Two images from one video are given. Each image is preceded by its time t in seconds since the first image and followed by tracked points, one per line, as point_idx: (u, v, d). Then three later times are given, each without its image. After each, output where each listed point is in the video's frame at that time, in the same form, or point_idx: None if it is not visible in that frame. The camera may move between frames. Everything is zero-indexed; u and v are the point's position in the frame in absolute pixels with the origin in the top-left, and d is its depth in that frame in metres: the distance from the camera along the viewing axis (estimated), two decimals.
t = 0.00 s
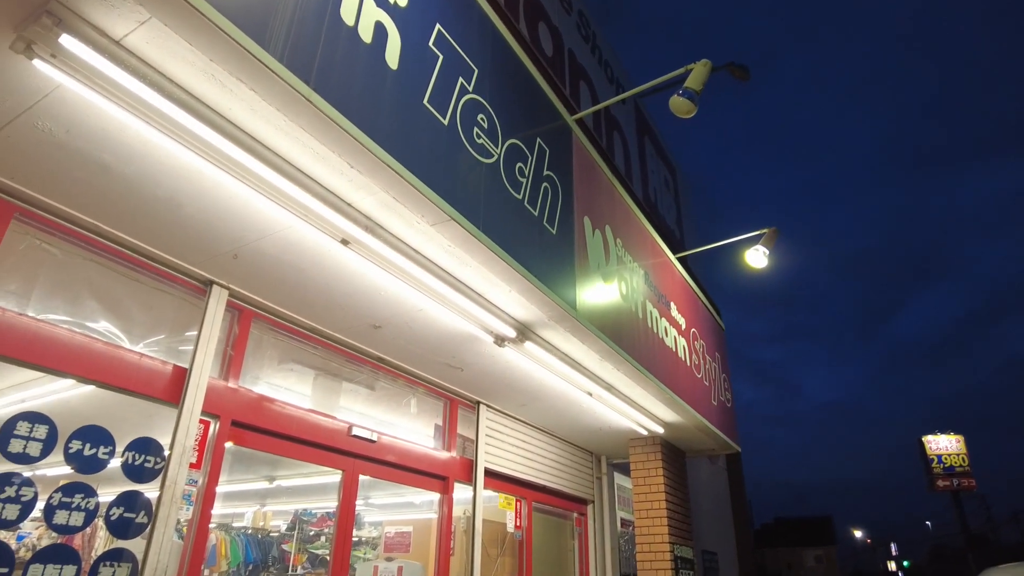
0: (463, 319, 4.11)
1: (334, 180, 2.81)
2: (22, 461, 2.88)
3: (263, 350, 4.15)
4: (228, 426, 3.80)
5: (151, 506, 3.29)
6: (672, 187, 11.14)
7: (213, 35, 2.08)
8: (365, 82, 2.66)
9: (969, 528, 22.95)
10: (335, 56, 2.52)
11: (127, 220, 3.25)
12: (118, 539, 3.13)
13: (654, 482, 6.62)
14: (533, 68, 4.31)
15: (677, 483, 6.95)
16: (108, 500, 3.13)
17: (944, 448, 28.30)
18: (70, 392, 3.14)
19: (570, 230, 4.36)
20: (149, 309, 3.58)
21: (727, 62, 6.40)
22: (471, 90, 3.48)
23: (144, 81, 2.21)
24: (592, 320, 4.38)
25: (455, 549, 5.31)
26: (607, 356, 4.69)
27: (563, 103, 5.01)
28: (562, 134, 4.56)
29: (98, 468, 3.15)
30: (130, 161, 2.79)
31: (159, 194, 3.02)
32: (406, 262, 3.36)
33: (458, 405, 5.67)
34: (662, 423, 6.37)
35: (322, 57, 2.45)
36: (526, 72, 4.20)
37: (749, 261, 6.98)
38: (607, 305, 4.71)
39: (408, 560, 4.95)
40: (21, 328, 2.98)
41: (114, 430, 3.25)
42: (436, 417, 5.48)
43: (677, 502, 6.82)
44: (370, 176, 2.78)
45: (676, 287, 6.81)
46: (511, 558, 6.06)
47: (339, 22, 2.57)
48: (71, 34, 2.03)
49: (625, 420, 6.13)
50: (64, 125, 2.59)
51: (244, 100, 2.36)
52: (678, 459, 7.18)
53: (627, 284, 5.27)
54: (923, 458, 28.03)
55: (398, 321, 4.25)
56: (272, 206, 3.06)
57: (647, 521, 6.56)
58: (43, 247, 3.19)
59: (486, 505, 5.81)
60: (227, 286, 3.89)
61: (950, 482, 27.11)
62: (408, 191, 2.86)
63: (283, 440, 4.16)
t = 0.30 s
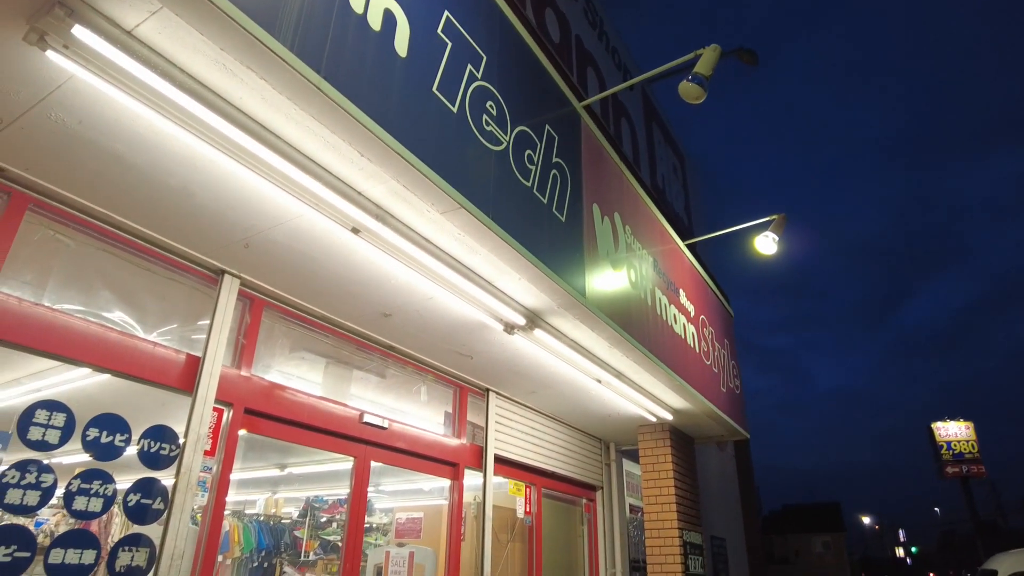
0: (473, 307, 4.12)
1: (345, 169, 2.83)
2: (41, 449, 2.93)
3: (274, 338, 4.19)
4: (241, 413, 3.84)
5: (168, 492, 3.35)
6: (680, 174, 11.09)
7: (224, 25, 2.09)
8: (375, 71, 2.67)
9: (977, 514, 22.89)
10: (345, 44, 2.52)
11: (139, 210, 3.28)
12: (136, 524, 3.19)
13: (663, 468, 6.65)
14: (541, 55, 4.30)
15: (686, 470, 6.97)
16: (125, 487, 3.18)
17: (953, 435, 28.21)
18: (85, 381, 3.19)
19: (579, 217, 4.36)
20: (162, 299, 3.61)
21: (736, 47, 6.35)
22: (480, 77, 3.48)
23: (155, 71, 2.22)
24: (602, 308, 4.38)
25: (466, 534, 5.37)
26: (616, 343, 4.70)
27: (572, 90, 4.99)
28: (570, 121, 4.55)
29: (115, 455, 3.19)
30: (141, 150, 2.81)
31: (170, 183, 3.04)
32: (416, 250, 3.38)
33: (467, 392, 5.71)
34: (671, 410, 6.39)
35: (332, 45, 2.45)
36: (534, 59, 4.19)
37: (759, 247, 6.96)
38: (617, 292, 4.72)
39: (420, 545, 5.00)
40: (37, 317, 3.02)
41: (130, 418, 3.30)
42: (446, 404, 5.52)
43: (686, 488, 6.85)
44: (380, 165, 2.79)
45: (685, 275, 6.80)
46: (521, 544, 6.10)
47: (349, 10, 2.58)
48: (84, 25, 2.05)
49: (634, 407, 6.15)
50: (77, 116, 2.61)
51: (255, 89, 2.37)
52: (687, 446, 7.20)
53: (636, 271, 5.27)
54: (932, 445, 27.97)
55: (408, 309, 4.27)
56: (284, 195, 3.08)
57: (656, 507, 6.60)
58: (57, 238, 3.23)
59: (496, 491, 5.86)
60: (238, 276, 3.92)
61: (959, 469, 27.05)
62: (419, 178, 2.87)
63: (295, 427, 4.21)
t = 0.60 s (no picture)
0: (481, 294, 4.14)
1: (353, 157, 2.83)
2: (58, 436, 2.98)
3: (284, 327, 4.23)
4: (252, 401, 3.88)
5: (181, 479, 3.40)
6: (688, 160, 11.03)
7: (232, 14, 2.09)
8: (382, 58, 2.67)
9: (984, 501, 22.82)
10: (352, 32, 2.52)
11: (150, 200, 3.30)
12: (150, 510, 3.24)
13: (671, 454, 6.67)
14: (548, 41, 4.28)
15: (693, 456, 7.00)
16: (140, 474, 3.24)
17: (961, 421, 28.11)
18: (99, 369, 3.23)
19: (587, 205, 4.36)
20: (173, 288, 3.65)
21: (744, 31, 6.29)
22: (487, 64, 3.47)
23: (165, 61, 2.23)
24: (610, 295, 4.39)
25: (475, 520, 5.43)
26: (624, 330, 4.71)
27: (579, 76, 4.97)
28: (578, 107, 4.54)
29: (129, 443, 3.24)
30: (152, 141, 2.83)
31: (180, 172, 3.06)
32: (424, 238, 3.39)
33: (475, 379, 5.74)
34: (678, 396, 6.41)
35: (340, 33, 2.46)
36: (542, 45, 4.17)
37: (767, 234, 6.93)
38: (624, 279, 4.72)
39: (429, 530, 5.05)
40: (52, 307, 3.06)
41: (143, 406, 3.35)
42: (455, 391, 5.56)
43: (693, 474, 6.88)
44: (388, 153, 2.80)
45: (693, 261, 6.78)
46: (529, 529, 6.15)
47: None
48: (94, 16, 2.05)
49: (642, 393, 6.17)
50: (87, 106, 2.63)
51: (264, 78, 2.38)
52: (694, 433, 7.22)
53: (644, 258, 5.26)
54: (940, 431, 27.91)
55: (417, 297, 4.29)
56: (293, 184, 3.09)
57: (663, 493, 6.64)
58: (69, 228, 3.26)
59: (505, 477, 5.91)
60: (248, 265, 3.95)
61: (966, 455, 26.98)
62: (427, 167, 2.88)
63: (306, 414, 4.25)
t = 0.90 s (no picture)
0: (488, 283, 4.14)
1: (359, 145, 2.84)
2: (71, 424, 3.03)
3: (293, 315, 4.25)
4: (261, 389, 3.92)
5: (192, 466, 3.44)
6: (694, 147, 10.98)
7: (238, 3, 2.09)
8: (388, 46, 2.66)
9: (991, 488, 22.76)
10: (357, 20, 2.52)
11: (158, 189, 3.32)
12: (162, 496, 3.29)
13: (677, 441, 6.70)
14: (554, 27, 4.26)
15: (699, 444, 7.02)
16: (152, 461, 3.28)
17: (969, 408, 28.00)
18: (110, 358, 3.26)
19: (593, 192, 4.35)
20: (181, 277, 3.67)
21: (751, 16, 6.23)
22: (493, 51, 3.45)
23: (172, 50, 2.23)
24: (616, 283, 4.39)
25: (483, 506, 5.47)
26: (630, 317, 4.71)
27: (585, 62, 4.95)
28: (584, 94, 4.52)
29: (140, 431, 3.28)
30: (160, 131, 2.85)
31: (188, 162, 3.07)
32: (431, 226, 3.39)
33: (482, 367, 5.77)
34: (685, 384, 6.42)
35: (345, 21, 2.46)
36: (547, 31, 4.15)
37: (774, 221, 6.90)
38: (631, 267, 4.72)
39: (437, 517, 5.09)
40: (62, 297, 3.09)
41: (154, 394, 3.38)
42: (462, 379, 5.59)
43: (699, 461, 6.90)
44: (394, 141, 2.80)
45: (699, 249, 6.77)
46: (537, 515, 6.19)
47: None
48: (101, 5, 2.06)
49: (649, 381, 6.19)
50: (95, 96, 2.64)
51: (270, 67, 2.38)
52: (701, 420, 7.24)
53: (651, 246, 5.26)
54: (947, 418, 27.83)
55: (423, 285, 4.31)
56: (299, 173, 3.10)
57: (670, 480, 6.66)
58: (79, 218, 3.28)
59: (512, 464, 5.95)
60: (256, 254, 3.97)
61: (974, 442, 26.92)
62: (433, 155, 2.88)
63: (314, 402, 4.29)
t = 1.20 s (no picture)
0: (493, 268, 4.15)
1: (365, 130, 2.83)
2: (83, 408, 3.06)
3: (300, 301, 4.27)
4: (269, 374, 3.95)
5: (202, 450, 3.48)
6: (700, 131, 10.91)
7: None
8: (392, 29, 2.65)
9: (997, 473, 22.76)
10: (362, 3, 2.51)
11: (165, 175, 3.33)
12: (173, 479, 3.33)
13: (682, 426, 6.72)
14: (559, 10, 4.22)
15: (705, 428, 7.04)
16: (163, 444, 3.33)
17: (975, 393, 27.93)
18: (120, 344, 3.30)
19: (599, 176, 4.34)
20: (188, 263, 3.69)
21: None
22: (498, 34, 3.43)
23: (177, 35, 2.23)
24: (622, 267, 4.39)
25: (489, 489, 5.52)
26: (636, 302, 4.71)
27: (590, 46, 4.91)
28: (589, 77, 4.49)
29: (150, 415, 3.32)
30: (166, 116, 2.85)
31: (194, 148, 3.08)
32: (437, 211, 3.39)
33: (488, 352, 5.79)
34: (690, 368, 6.43)
35: (349, 5, 2.45)
36: (552, 13, 4.11)
37: (781, 205, 6.86)
38: (637, 251, 4.71)
39: (444, 500, 5.13)
40: (71, 283, 3.11)
41: (163, 379, 3.42)
42: (468, 364, 5.61)
43: (704, 445, 6.93)
44: (400, 125, 2.80)
45: (706, 233, 6.75)
46: (543, 498, 6.24)
47: None
48: None
49: (654, 365, 6.20)
50: (102, 82, 2.65)
51: (276, 52, 2.37)
52: (706, 404, 7.26)
53: (656, 231, 5.24)
54: (953, 404, 27.78)
55: (429, 270, 4.32)
56: (305, 158, 3.10)
57: (675, 464, 6.69)
58: (86, 205, 3.30)
59: (518, 448, 5.99)
60: (262, 240, 3.98)
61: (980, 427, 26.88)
62: (438, 138, 2.88)
63: (321, 387, 4.32)
